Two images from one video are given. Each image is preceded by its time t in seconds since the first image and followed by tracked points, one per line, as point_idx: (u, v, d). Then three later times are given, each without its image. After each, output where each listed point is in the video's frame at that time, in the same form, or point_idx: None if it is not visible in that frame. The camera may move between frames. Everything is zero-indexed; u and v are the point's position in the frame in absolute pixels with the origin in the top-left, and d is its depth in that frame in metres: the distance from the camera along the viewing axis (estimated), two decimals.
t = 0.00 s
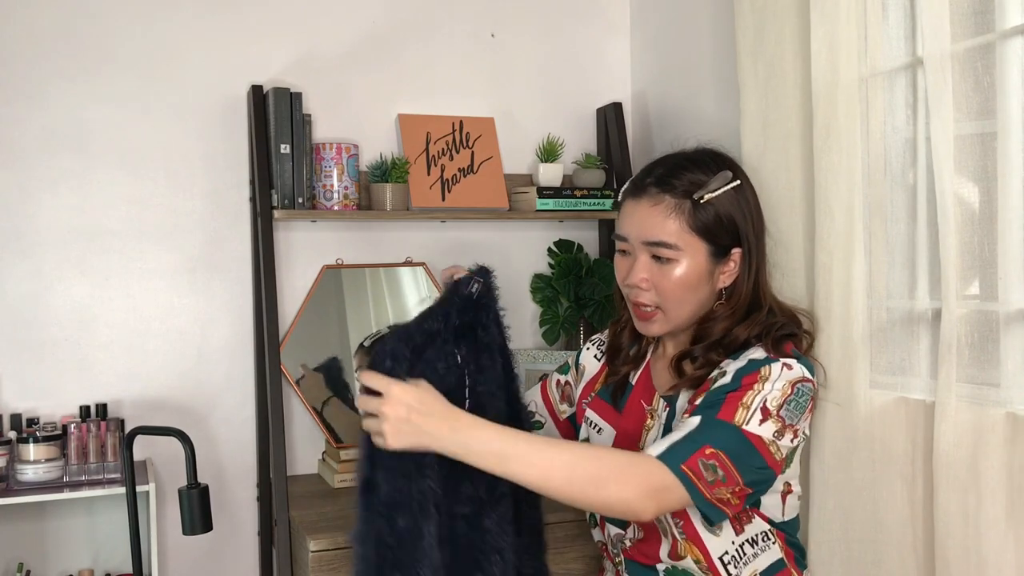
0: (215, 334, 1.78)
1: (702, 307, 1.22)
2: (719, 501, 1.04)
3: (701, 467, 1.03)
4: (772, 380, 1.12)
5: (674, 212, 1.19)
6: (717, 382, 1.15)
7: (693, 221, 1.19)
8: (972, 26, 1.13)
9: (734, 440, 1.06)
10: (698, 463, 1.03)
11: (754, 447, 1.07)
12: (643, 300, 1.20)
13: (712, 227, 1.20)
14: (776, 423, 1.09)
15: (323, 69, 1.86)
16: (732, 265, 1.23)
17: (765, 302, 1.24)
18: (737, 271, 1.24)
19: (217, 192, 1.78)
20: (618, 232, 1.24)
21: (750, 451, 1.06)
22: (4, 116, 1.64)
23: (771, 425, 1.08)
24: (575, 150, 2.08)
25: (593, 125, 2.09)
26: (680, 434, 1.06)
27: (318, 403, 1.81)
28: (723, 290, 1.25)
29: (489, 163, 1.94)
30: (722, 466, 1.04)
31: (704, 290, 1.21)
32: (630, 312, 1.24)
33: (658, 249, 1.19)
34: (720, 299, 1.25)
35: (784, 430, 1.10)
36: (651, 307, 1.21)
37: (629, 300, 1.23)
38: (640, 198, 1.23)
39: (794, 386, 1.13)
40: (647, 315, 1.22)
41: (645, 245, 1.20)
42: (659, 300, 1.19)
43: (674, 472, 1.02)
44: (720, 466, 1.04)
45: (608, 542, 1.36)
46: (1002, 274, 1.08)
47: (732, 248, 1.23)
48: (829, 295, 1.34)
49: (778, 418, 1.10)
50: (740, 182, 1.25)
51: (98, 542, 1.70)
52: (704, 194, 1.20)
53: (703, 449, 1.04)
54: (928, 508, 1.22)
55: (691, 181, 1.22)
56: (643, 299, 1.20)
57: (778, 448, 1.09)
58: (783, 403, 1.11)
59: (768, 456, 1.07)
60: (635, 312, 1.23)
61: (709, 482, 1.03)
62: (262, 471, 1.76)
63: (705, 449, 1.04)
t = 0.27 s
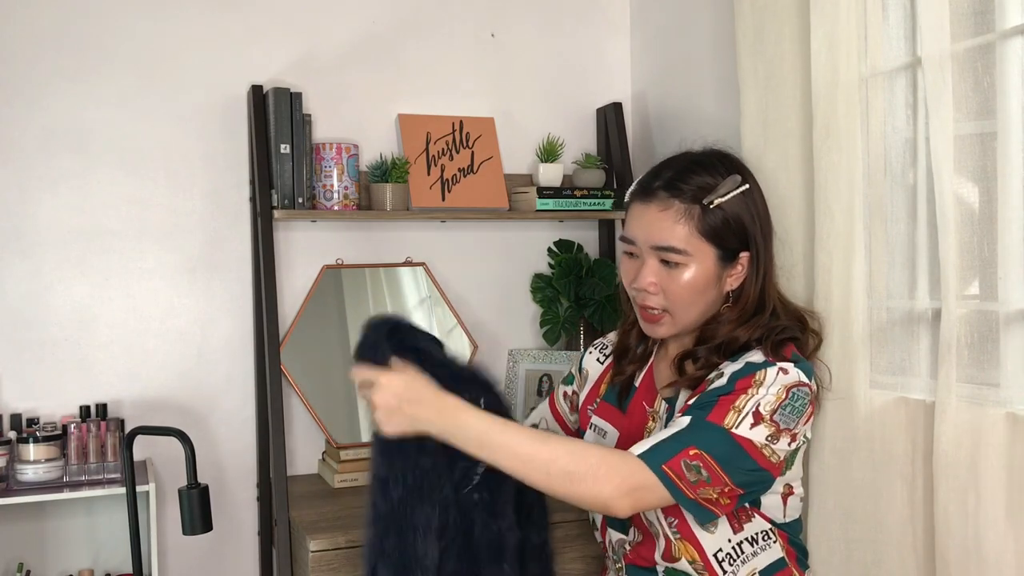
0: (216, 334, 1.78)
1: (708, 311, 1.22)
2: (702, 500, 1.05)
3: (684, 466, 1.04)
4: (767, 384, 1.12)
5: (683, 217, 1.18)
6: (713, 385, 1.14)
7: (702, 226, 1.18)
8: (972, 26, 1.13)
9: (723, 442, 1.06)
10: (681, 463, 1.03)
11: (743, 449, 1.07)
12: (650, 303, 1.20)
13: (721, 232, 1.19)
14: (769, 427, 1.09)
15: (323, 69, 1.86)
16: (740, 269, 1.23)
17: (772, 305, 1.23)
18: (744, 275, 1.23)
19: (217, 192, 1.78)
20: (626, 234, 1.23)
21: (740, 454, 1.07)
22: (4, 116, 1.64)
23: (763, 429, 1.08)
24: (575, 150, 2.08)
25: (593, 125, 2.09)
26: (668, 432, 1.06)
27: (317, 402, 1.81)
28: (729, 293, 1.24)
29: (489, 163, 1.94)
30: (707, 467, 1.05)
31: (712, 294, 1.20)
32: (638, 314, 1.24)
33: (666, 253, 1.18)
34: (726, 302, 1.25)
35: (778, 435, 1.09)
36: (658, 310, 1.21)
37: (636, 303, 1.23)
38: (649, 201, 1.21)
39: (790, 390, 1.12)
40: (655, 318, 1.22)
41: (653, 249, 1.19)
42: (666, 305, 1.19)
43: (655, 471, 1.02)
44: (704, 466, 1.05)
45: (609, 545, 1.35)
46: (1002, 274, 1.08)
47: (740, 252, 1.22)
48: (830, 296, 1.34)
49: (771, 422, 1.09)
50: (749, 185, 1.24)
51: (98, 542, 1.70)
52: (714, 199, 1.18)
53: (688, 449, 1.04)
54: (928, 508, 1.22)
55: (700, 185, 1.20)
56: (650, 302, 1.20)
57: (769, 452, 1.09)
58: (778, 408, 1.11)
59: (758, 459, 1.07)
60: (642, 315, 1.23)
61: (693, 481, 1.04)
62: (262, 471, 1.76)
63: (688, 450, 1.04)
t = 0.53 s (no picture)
0: (216, 334, 1.78)
1: (710, 309, 1.21)
2: (737, 543, 1.00)
3: (715, 515, 0.99)
4: (780, 405, 1.09)
5: (687, 213, 1.18)
6: (725, 405, 1.11)
7: (706, 221, 1.18)
8: (972, 26, 1.13)
9: (746, 477, 1.02)
10: (711, 512, 0.99)
11: (766, 479, 1.03)
12: (653, 301, 1.18)
13: (724, 228, 1.19)
14: (784, 448, 1.06)
15: (323, 69, 1.86)
16: (741, 267, 1.22)
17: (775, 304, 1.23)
18: (746, 272, 1.23)
19: (218, 192, 1.78)
20: (628, 233, 1.23)
21: (762, 484, 1.03)
22: (4, 116, 1.64)
23: (781, 452, 1.05)
24: (575, 150, 2.08)
25: (593, 125, 2.09)
26: (689, 480, 1.00)
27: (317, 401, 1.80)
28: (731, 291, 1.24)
29: (489, 163, 1.94)
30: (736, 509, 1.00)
31: (714, 291, 1.20)
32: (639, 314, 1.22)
33: (670, 250, 1.18)
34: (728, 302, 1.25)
35: (793, 454, 1.06)
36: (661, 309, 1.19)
37: (638, 302, 1.21)
38: (651, 199, 1.21)
39: (802, 408, 1.10)
40: (657, 317, 1.20)
41: (657, 246, 1.18)
42: (670, 301, 1.17)
43: (686, 522, 0.98)
44: (732, 508, 1.00)
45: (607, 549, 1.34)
46: (1002, 274, 1.08)
47: (742, 249, 1.22)
48: (830, 296, 1.34)
49: (786, 443, 1.07)
50: (750, 183, 1.24)
51: (98, 542, 1.70)
52: (717, 195, 1.19)
53: (715, 495, 1.00)
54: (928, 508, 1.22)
55: (702, 181, 1.21)
56: (653, 300, 1.18)
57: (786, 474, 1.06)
58: (791, 427, 1.08)
59: (779, 482, 1.04)
60: (643, 314, 1.21)
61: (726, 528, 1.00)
62: (262, 471, 1.76)
63: (716, 495, 1.00)
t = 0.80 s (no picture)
0: (216, 334, 1.78)
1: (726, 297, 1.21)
2: None
3: (770, 563, 1.06)
4: (807, 418, 1.12)
5: (706, 196, 1.20)
6: (751, 424, 1.13)
7: (722, 205, 1.20)
8: (973, 26, 1.13)
9: (786, 510, 1.08)
10: (766, 561, 1.06)
11: (805, 508, 1.09)
12: (682, 287, 1.17)
13: (738, 212, 1.22)
14: (821, 464, 1.12)
15: (323, 69, 1.86)
16: (749, 254, 1.25)
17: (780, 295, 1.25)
18: (753, 260, 1.25)
19: (217, 192, 1.78)
20: (642, 223, 1.21)
21: (804, 513, 1.09)
22: (4, 116, 1.64)
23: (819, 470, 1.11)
24: (575, 150, 2.07)
25: (593, 125, 2.09)
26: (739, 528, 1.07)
27: (318, 402, 1.81)
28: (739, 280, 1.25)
29: (489, 163, 1.94)
30: (783, 551, 1.07)
31: (731, 277, 1.21)
32: (658, 309, 1.20)
33: (694, 234, 1.18)
34: (736, 293, 1.25)
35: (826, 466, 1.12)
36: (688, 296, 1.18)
37: (659, 294, 1.18)
38: (664, 187, 1.22)
39: (827, 416, 1.13)
40: (679, 309, 1.18)
41: (682, 231, 1.18)
42: (696, 288, 1.16)
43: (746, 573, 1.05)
44: (781, 551, 1.07)
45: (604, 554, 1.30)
46: (1001, 274, 1.08)
47: (750, 235, 1.24)
48: (830, 296, 1.34)
49: (821, 458, 1.12)
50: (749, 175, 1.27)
51: (98, 542, 1.70)
52: (728, 179, 1.22)
53: (766, 542, 1.06)
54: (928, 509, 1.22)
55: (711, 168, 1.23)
56: (679, 289, 1.17)
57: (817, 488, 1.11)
58: (820, 439, 1.13)
59: (813, 504, 1.10)
60: (665, 307, 1.19)
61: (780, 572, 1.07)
62: (262, 471, 1.76)
63: (767, 542, 1.06)
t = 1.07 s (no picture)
0: (216, 334, 1.78)
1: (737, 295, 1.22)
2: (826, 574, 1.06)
3: (800, 559, 1.03)
4: (832, 412, 1.10)
5: (718, 195, 1.20)
6: (775, 421, 1.12)
7: (733, 203, 1.20)
8: (972, 26, 1.13)
9: (816, 503, 1.06)
10: (797, 558, 1.03)
11: (835, 502, 1.06)
12: (695, 286, 1.16)
13: (748, 210, 1.22)
14: (846, 457, 1.09)
15: (323, 69, 1.86)
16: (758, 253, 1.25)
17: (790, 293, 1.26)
18: (762, 258, 1.25)
19: (217, 192, 1.78)
20: (653, 222, 1.21)
21: (834, 508, 1.06)
22: (4, 116, 1.64)
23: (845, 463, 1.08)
24: (575, 150, 2.07)
25: (593, 126, 2.09)
26: (769, 522, 1.05)
27: (318, 402, 1.81)
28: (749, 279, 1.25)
29: (489, 163, 1.94)
30: (815, 548, 1.04)
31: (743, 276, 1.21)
32: (670, 307, 1.19)
33: (706, 232, 1.18)
34: (747, 292, 1.25)
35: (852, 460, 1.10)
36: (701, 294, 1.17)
37: (674, 292, 1.18)
38: (675, 185, 1.21)
39: (850, 410, 1.11)
40: (693, 307, 1.18)
41: (694, 229, 1.18)
42: (711, 285, 1.16)
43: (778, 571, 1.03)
44: (813, 548, 1.04)
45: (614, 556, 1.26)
46: (1001, 274, 1.08)
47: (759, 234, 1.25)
48: (830, 296, 1.34)
49: (846, 451, 1.09)
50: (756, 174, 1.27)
51: (99, 542, 1.70)
52: (739, 177, 1.22)
53: (796, 538, 1.04)
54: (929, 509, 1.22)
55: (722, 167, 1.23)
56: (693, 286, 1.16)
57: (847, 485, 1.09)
58: (844, 433, 1.11)
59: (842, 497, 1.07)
60: (678, 305, 1.18)
61: (811, 569, 1.04)
62: (262, 471, 1.76)
63: (797, 539, 1.04)
